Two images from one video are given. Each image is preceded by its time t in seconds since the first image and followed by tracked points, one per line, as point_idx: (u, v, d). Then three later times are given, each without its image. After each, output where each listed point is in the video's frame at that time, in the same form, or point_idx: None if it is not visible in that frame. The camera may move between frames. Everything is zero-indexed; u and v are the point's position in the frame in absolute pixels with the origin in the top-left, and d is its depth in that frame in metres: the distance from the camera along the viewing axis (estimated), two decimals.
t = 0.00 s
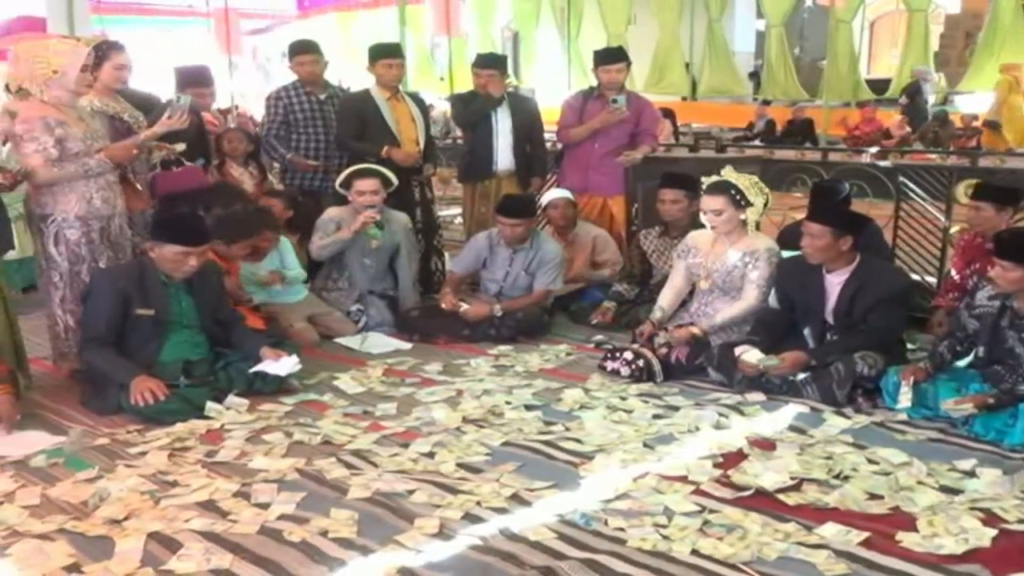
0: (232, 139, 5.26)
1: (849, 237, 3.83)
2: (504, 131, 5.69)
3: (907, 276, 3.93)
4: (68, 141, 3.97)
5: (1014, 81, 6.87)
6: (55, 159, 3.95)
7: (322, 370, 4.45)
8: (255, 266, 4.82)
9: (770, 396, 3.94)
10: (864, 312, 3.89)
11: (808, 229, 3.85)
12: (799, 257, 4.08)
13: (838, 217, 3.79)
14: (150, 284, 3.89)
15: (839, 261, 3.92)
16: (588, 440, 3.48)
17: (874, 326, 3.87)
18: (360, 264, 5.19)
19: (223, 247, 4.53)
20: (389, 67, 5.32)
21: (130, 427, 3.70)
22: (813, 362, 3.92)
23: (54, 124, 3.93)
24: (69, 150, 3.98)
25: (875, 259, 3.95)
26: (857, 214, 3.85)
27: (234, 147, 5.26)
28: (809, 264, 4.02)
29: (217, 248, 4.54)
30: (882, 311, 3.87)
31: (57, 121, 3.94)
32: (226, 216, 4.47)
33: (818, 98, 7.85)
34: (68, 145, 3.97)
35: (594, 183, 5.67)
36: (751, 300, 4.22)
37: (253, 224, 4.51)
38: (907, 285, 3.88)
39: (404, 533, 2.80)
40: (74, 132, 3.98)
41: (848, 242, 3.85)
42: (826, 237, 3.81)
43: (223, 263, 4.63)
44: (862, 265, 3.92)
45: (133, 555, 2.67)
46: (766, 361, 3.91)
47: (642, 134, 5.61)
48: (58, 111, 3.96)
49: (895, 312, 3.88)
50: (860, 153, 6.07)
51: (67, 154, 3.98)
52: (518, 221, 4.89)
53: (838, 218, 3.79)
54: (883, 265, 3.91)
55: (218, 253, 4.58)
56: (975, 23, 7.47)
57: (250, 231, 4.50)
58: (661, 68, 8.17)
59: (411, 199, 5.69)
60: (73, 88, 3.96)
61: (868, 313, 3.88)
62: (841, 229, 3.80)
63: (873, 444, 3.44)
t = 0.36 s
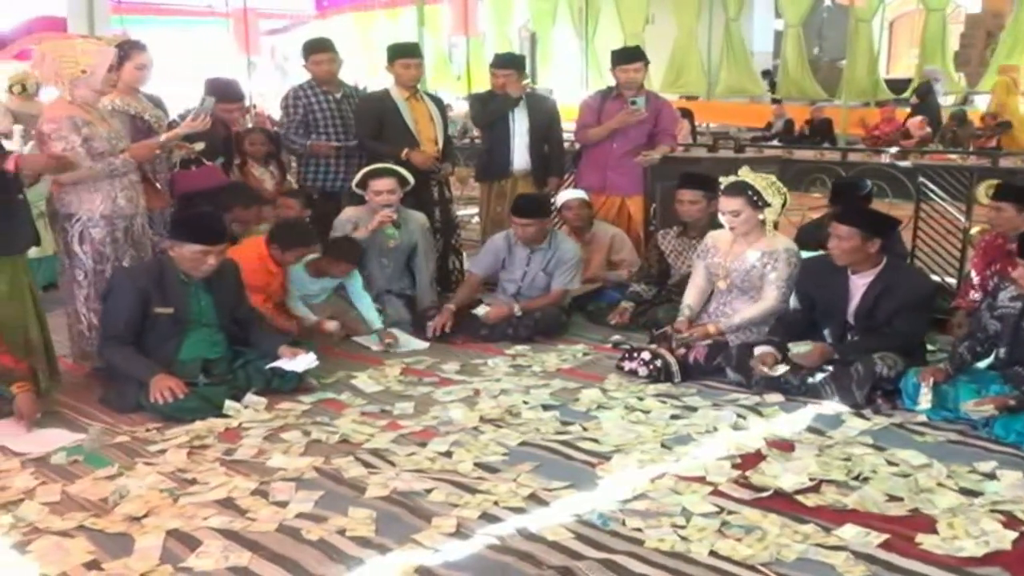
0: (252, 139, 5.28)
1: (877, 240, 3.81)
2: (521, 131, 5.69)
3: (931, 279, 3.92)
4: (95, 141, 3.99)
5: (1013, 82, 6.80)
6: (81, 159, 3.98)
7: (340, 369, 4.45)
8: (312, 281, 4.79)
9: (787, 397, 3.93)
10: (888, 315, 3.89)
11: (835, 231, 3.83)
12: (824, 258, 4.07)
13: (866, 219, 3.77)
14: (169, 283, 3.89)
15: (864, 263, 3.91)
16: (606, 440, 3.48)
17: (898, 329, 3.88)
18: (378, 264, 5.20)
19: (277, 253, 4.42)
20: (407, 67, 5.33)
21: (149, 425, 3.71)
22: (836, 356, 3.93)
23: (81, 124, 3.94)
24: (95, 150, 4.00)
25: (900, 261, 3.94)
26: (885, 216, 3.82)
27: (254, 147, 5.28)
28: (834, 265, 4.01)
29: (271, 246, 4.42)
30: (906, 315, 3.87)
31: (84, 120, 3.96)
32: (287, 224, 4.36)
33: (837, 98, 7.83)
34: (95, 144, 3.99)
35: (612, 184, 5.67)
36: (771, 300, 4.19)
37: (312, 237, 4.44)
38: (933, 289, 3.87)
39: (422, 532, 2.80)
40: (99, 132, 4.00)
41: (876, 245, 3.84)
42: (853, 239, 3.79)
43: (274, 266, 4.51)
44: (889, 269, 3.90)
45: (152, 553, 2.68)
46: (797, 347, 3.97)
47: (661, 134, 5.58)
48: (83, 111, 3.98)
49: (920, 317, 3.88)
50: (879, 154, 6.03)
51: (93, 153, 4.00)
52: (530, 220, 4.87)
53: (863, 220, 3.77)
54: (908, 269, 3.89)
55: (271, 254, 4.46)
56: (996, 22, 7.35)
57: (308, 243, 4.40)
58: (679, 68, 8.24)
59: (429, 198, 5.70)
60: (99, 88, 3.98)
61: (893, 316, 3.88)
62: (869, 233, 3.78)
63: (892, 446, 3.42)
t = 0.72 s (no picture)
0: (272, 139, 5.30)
1: (901, 244, 3.78)
2: (538, 131, 5.70)
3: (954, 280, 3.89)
4: (118, 139, 4.01)
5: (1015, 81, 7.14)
6: (105, 158, 4.00)
7: (358, 368, 4.47)
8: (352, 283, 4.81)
9: (806, 398, 3.92)
10: (911, 318, 3.86)
11: (859, 233, 3.79)
12: (847, 259, 4.03)
13: (888, 221, 3.73)
14: (188, 280, 3.93)
15: (888, 266, 3.88)
16: (624, 440, 3.48)
17: (920, 333, 3.85)
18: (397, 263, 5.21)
19: (316, 263, 4.47)
20: (425, 67, 5.35)
21: (169, 423, 3.73)
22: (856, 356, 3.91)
23: (105, 123, 3.97)
24: (118, 149, 4.02)
25: (924, 263, 3.91)
26: (911, 219, 3.77)
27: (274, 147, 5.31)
28: (856, 267, 3.99)
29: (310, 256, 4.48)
30: (929, 318, 3.84)
31: (107, 120, 3.99)
32: (332, 237, 4.42)
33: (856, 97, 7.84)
34: (118, 143, 4.02)
35: (630, 184, 5.66)
36: (788, 302, 4.20)
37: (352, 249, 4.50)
38: (957, 291, 3.84)
39: (440, 531, 2.81)
40: (123, 131, 4.03)
41: (900, 248, 3.80)
42: (877, 243, 3.76)
43: (311, 272, 4.55)
44: (913, 272, 3.87)
45: (172, 550, 2.70)
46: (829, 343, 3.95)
47: (680, 133, 5.58)
48: (106, 110, 4.01)
49: (943, 320, 3.85)
50: (899, 154, 6.01)
51: (116, 152, 4.03)
52: (537, 219, 4.87)
53: (886, 222, 3.73)
54: (932, 271, 3.86)
55: (309, 262, 4.51)
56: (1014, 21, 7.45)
57: (345, 254, 4.45)
58: (696, 71, 8.16)
59: (448, 198, 5.70)
60: (121, 88, 4.00)
61: (915, 319, 3.85)
62: (892, 235, 3.74)
63: (912, 448, 3.40)
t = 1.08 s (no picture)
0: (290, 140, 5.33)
1: (915, 244, 3.73)
2: (554, 132, 5.70)
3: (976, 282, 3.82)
4: (140, 140, 4.03)
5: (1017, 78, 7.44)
6: (132, 157, 4.01)
7: (375, 368, 4.48)
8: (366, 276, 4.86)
9: (824, 400, 3.93)
10: (929, 320, 3.80)
11: (875, 232, 3.76)
12: (864, 258, 3.99)
13: (900, 219, 3.70)
14: (204, 281, 3.92)
15: (903, 267, 3.84)
16: (641, 441, 3.47)
17: (937, 335, 3.78)
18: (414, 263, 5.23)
19: (343, 261, 4.46)
20: (441, 68, 5.37)
21: (187, 423, 3.75)
22: (878, 358, 3.89)
23: (128, 123, 3.99)
24: (141, 149, 4.04)
25: (945, 264, 3.84)
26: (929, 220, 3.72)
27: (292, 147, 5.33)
28: (873, 267, 3.94)
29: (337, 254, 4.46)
30: (948, 320, 3.77)
31: (129, 120, 4.00)
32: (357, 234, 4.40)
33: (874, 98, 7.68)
34: (141, 143, 4.03)
35: (647, 184, 5.65)
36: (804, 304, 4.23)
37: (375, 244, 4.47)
38: (977, 294, 3.77)
39: (457, 531, 2.81)
40: (145, 131, 4.05)
41: (913, 248, 3.75)
42: (891, 242, 3.73)
43: (338, 271, 4.54)
44: (932, 273, 3.81)
45: (190, 549, 2.71)
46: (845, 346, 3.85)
47: (697, 134, 5.53)
48: (127, 110, 4.02)
49: (964, 322, 3.78)
50: (918, 154, 5.99)
51: (140, 153, 4.04)
52: (545, 218, 4.89)
53: (900, 221, 3.70)
54: (952, 274, 3.79)
55: (337, 260, 4.49)
56: None
57: (370, 252, 4.43)
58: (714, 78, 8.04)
59: (465, 198, 5.72)
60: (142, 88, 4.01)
61: (933, 321, 3.79)
62: (908, 234, 3.71)
63: (931, 450, 3.38)
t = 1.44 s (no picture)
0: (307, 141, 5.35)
1: (927, 244, 3.73)
2: (569, 132, 5.69)
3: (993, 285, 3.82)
4: (158, 140, 4.05)
5: None
6: (149, 159, 4.03)
7: (391, 368, 4.49)
8: (373, 271, 4.93)
9: (841, 400, 3.91)
10: (944, 320, 3.80)
11: (888, 232, 3.76)
12: (880, 260, 4.00)
13: (911, 220, 3.69)
14: (218, 280, 3.94)
15: (917, 267, 3.84)
16: (657, 442, 3.47)
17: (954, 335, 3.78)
18: (429, 263, 5.24)
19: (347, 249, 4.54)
20: (454, 70, 5.39)
21: (204, 422, 3.76)
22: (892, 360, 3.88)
23: (147, 124, 4.00)
24: (159, 150, 4.06)
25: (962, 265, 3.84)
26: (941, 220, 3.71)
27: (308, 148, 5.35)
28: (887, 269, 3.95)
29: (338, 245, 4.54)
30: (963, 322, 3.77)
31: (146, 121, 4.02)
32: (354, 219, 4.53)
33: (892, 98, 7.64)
34: (158, 144, 4.05)
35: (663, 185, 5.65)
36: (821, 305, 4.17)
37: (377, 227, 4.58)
38: (994, 296, 3.77)
39: (474, 531, 2.81)
40: (164, 131, 4.06)
41: (926, 248, 3.75)
42: (901, 242, 3.73)
43: (342, 265, 4.58)
44: (947, 273, 3.81)
45: (207, 548, 2.72)
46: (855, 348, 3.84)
47: (714, 134, 5.52)
48: (145, 111, 4.04)
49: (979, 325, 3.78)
50: (935, 154, 5.98)
51: (158, 154, 4.06)
52: (558, 217, 4.91)
53: (913, 220, 3.69)
54: (969, 276, 3.79)
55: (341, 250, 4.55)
56: None
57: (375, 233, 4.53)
58: (730, 79, 8.05)
59: (481, 198, 5.72)
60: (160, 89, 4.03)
61: (947, 321, 3.79)
62: (921, 234, 3.70)
63: (949, 451, 3.37)
